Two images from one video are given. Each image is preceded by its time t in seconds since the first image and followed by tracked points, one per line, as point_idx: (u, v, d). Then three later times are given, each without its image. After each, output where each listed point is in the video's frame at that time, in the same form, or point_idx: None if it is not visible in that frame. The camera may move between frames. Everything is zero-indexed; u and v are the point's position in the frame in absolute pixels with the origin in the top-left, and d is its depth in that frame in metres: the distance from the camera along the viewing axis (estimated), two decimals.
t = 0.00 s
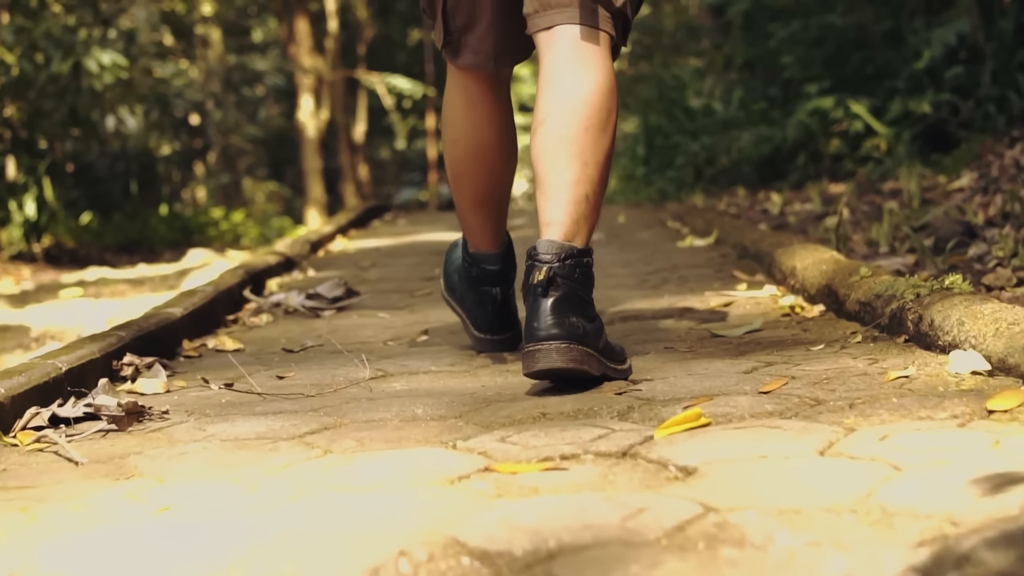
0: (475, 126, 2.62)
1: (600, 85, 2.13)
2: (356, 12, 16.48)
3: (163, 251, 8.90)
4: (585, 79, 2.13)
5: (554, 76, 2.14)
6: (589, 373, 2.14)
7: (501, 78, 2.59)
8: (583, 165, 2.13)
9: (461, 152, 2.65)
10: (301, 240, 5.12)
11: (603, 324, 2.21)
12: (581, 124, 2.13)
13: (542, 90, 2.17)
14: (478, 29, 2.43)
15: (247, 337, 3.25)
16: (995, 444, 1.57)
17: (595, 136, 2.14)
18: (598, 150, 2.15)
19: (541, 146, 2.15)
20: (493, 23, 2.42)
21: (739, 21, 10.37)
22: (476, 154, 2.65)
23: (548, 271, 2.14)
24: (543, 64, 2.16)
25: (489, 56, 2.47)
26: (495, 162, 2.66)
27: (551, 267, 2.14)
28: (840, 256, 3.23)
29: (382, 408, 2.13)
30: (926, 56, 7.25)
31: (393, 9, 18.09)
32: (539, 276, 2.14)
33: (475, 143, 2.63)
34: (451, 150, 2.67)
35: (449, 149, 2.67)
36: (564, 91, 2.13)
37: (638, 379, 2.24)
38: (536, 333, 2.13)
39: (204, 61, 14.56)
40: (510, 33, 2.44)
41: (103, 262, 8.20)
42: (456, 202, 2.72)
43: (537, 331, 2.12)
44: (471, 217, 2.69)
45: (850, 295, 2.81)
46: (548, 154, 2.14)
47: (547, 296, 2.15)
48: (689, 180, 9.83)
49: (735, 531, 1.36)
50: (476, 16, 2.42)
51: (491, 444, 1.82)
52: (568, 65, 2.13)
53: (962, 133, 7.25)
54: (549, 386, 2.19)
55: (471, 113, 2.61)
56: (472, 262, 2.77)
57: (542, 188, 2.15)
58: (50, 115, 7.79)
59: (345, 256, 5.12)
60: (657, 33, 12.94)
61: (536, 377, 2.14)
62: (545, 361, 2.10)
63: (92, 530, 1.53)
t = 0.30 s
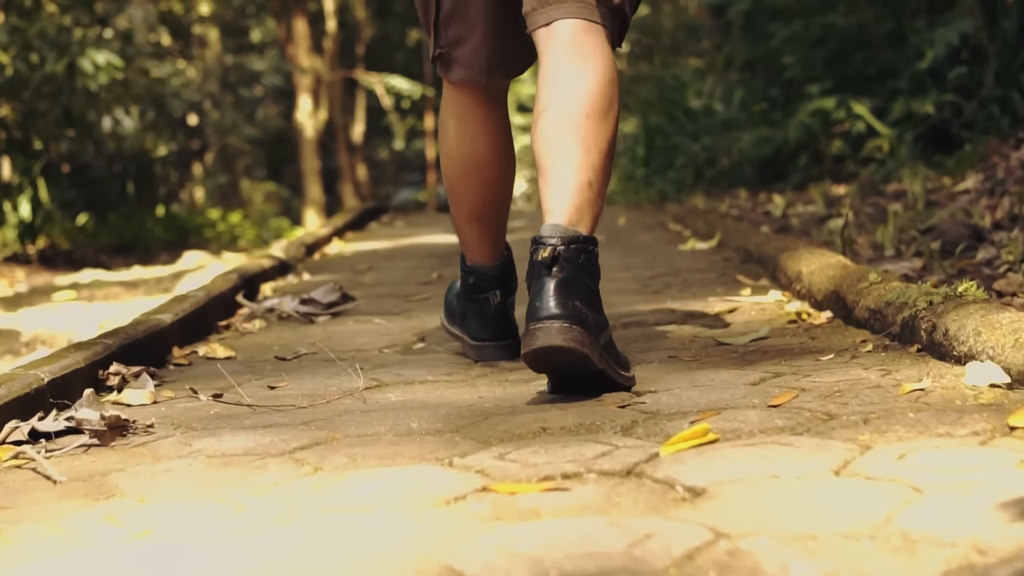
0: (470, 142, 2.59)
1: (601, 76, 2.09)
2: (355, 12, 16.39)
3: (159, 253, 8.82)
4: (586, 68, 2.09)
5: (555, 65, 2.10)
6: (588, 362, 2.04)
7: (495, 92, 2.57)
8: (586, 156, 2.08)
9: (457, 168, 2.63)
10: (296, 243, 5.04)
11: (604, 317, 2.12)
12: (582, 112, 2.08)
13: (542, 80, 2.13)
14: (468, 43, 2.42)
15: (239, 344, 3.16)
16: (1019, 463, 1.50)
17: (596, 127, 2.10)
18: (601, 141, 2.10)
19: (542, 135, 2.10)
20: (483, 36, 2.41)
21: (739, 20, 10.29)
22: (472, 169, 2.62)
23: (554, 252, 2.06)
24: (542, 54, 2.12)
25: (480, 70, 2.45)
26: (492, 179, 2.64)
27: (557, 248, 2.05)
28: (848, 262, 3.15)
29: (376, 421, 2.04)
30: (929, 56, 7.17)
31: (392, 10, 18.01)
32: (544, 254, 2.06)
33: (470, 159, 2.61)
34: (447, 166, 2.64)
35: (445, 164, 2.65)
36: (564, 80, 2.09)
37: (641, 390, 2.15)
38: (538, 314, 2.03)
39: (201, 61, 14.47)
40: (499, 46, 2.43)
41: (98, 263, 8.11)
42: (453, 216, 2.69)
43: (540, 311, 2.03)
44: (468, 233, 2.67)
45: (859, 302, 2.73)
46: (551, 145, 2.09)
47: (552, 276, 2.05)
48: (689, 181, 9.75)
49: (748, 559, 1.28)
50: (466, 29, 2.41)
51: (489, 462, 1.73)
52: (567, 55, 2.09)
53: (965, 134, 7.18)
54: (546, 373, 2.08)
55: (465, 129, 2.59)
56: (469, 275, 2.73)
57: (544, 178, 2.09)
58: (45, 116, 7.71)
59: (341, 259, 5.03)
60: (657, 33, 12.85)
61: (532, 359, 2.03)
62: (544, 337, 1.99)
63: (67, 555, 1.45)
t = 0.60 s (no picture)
0: (453, 142, 2.59)
1: (598, 60, 2.05)
2: (353, 12, 16.30)
3: (155, 254, 8.73)
4: (583, 52, 2.06)
5: (553, 52, 2.07)
6: (588, 334, 1.92)
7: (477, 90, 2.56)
8: (586, 137, 2.03)
9: (442, 170, 2.61)
10: (290, 246, 4.94)
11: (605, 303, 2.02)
12: (582, 94, 2.04)
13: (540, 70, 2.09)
14: (445, 44, 2.40)
15: (229, 351, 3.07)
16: None
17: (597, 109, 2.05)
18: (603, 124, 2.04)
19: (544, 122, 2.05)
20: (460, 38, 2.38)
21: (740, 20, 10.21)
22: (456, 171, 2.60)
23: (558, 221, 1.99)
24: (539, 45, 2.09)
25: (456, 71, 2.43)
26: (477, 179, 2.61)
27: (560, 218, 1.99)
28: (857, 267, 3.05)
29: (368, 436, 1.95)
30: (933, 55, 7.08)
31: (390, 9, 17.92)
32: (547, 221, 1.99)
33: (453, 159, 2.60)
34: (433, 170, 2.63)
35: (431, 168, 2.63)
36: (563, 64, 2.05)
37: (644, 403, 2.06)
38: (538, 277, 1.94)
39: (199, 61, 14.38)
40: (475, 50, 2.40)
41: (93, 265, 8.01)
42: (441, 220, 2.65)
43: (540, 270, 1.94)
44: (457, 235, 2.62)
45: (869, 309, 2.64)
46: (551, 132, 2.04)
47: (555, 244, 1.97)
48: (690, 182, 9.66)
49: None
50: (442, 30, 2.38)
51: (487, 483, 1.63)
52: (563, 42, 2.06)
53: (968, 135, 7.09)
54: (543, 351, 1.95)
55: (449, 128, 2.58)
56: (463, 279, 2.64)
57: (548, 163, 2.04)
58: (39, 116, 7.60)
59: (337, 262, 4.94)
60: (657, 32, 12.76)
61: (528, 325, 1.91)
62: (542, 291, 1.89)
63: None
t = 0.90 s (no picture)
0: (451, 139, 2.50)
1: (600, 57, 2.13)
2: (352, 12, 16.21)
3: (151, 255, 8.64)
4: (582, 48, 2.14)
5: (553, 51, 2.15)
6: (574, 267, 1.94)
7: (470, 87, 2.51)
8: (583, 125, 2.08)
9: (439, 168, 2.52)
10: (285, 249, 4.86)
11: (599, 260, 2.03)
12: (581, 85, 2.10)
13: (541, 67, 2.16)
14: (424, 42, 2.44)
15: (220, 359, 2.98)
16: None
17: (597, 100, 2.11)
18: (602, 115, 2.10)
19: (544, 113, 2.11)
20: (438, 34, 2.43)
21: (741, 20, 10.12)
22: (452, 170, 2.52)
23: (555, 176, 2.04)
24: (538, 47, 2.16)
25: (437, 69, 2.47)
26: (475, 179, 2.52)
27: (557, 179, 2.02)
28: (866, 272, 2.97)
29: (359, 451, 1.86)
30: (935, 56, 7.00)
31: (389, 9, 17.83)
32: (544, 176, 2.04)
33: (451, 157, 2.51)
34: (429, 169, 2.54)
35: (426, 168, 2.55)
36: (562, 61, 2.13)
37: (647, 414, 1.98)
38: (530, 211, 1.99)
39: (197, 61, 14.29)
40: (454, 47, 2.44)
41: (88, 267, 7.93)
42: (439, 220, 2.56)
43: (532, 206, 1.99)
44: (458, 234, 2.54)
45: (879, 316, 2.56)
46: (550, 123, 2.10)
47: (550, 189, 2.02)
48: (690, 183, 9.59)
49: None
50: (416, 27, 2.43)
51: (484, 503, 1.55)
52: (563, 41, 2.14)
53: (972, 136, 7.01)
54: (529, 288, 1.96)
55: (446, 125, 2.51)
56: (460, 282, 2.56)
57: (549, 148, 2.09)
58: (33, 116, 7.51)
59: (333, 265, 4.86)
60: (657, 32, 12.68)
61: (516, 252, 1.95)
62: (531, 214, 1.94)
63: None
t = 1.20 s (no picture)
0: (449, 133, 2.43)
1: (594, 54, 2.29)
2: (351, 12, 16.12)
3: (147, 257, 8.56)
4: (576, 40, 2.30)
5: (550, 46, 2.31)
6: (562, 216, 2.10)
7: (465, 81, 2.45)
8: (576, 105, 2.22)
9: (434, 163, 2.44)
10: (280, 251, 4.77)
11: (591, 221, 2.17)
12: (573, 71, 2.26)
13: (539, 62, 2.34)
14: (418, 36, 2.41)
15: (210, 365, 2.90)
16: None
17: (592, 87, 2.25)
18: (596, 101, 2.24)
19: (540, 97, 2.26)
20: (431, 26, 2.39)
21: (742, 19, 10.03)
22: (450, 166, 2.43)
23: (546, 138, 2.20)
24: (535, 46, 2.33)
25: (433, 62, 2.42)
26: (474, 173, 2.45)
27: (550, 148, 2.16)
28: (874, 276, 2.89)
29: (350, 467, 1.78)
30: (938, 55, 6.91)
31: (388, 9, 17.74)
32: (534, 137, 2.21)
33: (449, 152, 2.43)
34: (424, 166, 2.45)
35: (420, 164, 2.45)
36: (557, 53, 2.30)
37: (651, 425, 1.90)
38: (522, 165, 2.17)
39: (194, 61, 14.20)
40: (449, 36, 2.39)
41: (84, 268, 7.84)
42: (432, 218, 2.47)
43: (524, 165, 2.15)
44: (453, 233, 2.45)
45: (890, 322, 2.48)
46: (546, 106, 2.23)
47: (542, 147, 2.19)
48: (691, 184, 9.51)
49: None
50: (411, 19, 2.39)
51: (481, 525, 1.46)
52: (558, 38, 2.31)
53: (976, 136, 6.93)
54: (523, 241, 2.13)
55: (443, 119, 2.43)
56: (457, 285, 2.48)
57: (547, 128, 2.22)
58: (28, 117, 7.43)
59: (329, 267, 4.78)
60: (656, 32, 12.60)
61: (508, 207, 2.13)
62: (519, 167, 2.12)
63: None
